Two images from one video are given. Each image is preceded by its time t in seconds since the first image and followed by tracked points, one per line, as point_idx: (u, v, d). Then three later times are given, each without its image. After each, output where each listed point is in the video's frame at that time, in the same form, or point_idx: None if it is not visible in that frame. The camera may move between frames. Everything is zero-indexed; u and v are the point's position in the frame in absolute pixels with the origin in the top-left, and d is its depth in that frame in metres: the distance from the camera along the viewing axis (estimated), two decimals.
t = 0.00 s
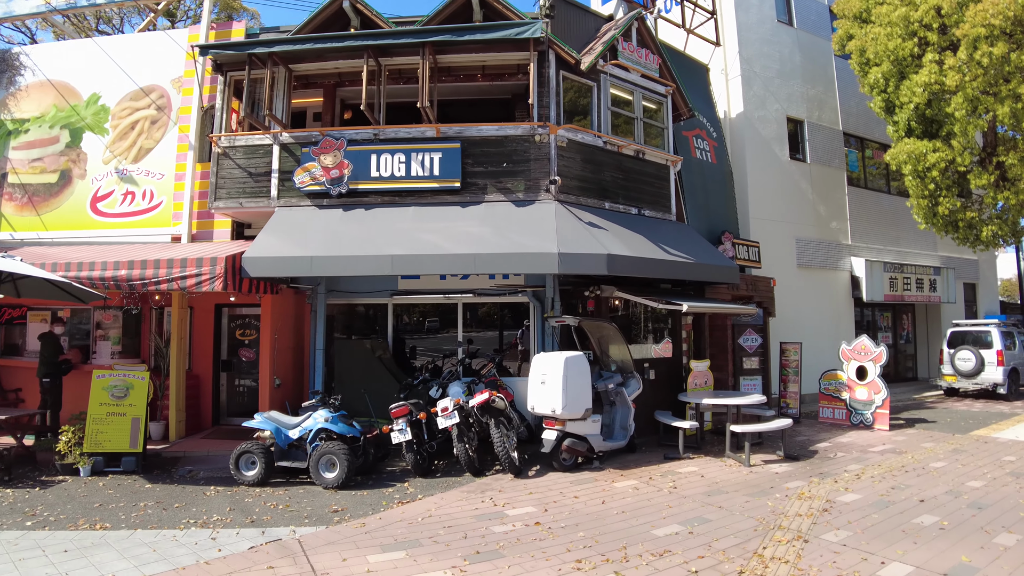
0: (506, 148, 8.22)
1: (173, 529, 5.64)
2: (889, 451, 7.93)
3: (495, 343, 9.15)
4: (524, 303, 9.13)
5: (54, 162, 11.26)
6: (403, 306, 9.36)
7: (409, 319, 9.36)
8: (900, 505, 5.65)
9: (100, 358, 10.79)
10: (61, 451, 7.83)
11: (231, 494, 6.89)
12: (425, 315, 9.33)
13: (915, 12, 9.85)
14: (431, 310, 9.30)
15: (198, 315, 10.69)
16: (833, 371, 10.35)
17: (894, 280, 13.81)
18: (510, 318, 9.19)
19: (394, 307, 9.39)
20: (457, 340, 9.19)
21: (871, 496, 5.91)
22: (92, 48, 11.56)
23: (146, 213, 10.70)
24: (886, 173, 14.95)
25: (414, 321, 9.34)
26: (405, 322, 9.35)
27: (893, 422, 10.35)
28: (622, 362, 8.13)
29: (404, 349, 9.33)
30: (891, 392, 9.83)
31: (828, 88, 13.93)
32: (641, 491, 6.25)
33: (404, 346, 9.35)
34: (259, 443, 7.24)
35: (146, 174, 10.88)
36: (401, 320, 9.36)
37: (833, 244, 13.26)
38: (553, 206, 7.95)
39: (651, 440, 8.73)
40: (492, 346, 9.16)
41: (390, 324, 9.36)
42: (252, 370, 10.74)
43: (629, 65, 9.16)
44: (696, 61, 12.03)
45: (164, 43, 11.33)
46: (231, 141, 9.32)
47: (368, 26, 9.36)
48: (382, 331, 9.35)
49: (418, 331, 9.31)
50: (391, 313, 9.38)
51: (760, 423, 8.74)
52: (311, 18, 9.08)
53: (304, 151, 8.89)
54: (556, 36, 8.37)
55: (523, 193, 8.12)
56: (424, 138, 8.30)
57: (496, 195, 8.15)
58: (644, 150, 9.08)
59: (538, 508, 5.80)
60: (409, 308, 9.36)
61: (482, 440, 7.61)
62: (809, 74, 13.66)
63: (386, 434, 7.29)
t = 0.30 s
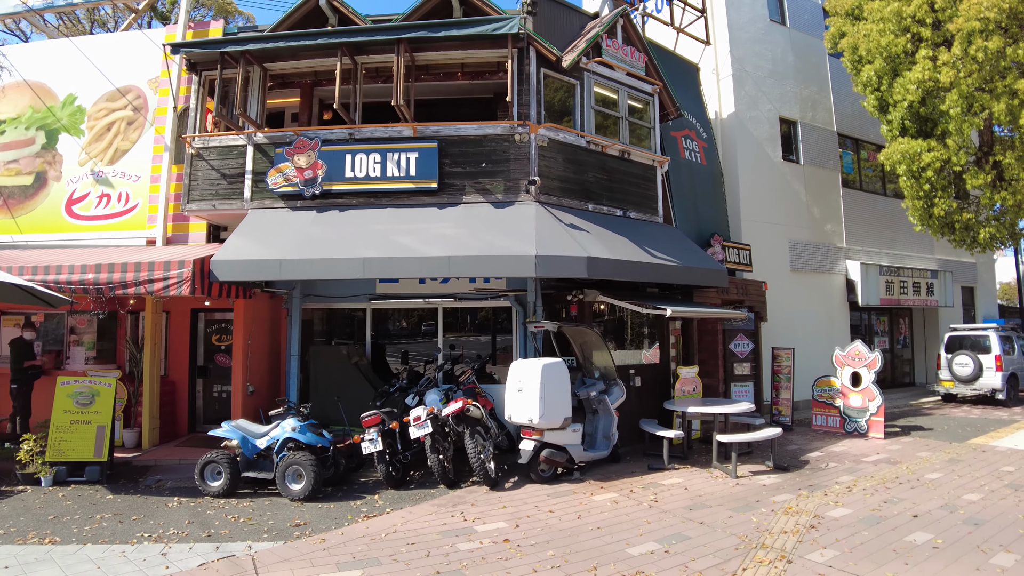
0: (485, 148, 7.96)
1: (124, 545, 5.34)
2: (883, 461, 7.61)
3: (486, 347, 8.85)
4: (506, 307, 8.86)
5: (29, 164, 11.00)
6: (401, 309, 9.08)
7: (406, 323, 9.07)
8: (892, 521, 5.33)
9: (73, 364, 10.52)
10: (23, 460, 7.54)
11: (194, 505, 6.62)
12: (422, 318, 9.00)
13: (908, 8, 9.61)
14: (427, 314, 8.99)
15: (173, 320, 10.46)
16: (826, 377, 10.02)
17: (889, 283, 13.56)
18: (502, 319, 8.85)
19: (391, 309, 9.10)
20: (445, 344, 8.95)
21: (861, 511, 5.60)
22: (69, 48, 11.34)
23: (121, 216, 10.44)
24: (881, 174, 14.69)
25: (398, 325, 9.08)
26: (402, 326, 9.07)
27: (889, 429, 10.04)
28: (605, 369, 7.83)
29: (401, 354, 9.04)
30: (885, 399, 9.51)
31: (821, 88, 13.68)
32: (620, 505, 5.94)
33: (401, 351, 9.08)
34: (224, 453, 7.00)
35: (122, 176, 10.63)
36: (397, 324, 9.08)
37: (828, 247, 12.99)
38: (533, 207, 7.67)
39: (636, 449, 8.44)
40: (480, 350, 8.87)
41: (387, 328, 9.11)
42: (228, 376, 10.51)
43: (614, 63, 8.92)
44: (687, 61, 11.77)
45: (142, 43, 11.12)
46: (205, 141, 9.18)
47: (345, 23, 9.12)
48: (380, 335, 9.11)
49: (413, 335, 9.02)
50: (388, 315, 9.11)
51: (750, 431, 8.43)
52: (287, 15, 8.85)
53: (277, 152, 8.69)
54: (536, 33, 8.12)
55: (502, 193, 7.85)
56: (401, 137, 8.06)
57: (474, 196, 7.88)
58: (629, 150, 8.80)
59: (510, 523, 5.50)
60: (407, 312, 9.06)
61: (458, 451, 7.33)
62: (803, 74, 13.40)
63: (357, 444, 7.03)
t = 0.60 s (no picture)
0: (468, 137, 7.65)
1: (75, 553, 5.03)
2: (883, 464, 7.29)
3: (480, 344, 8.60)
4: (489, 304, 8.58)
5: (5, 157, 10.70)
6: (399, 307, 8.77)
7: (404, 321, 8.74)
8: (892, 529, 5.01)
9: (49, 362, 10.22)
10: None
11: (159, 509, 6.34)
12: (419, 317, 8.69)
13: None
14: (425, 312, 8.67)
15: (152, 317, 10.21)
16: (826, 377, 9.69)
17: (890, 281, 13.24)
18: (479, 320, 8.61)
19: (388, 306, 8.81)
20: (432, 341, 8.65)
21: (860, 518, 5.27)
22: (44, 37, 10.99)
23: (98, 209, 10.13)
24: (881, 169, 14.37)
25: (385, 322, 8.80)
26: (400, 323, 8.75)
27: (889, 430, 9.71)
28: (593, 368, 7.46)
29: (395, 353, 8.73)
30: (886, 399, 9.18)
31: (820, 81, 13.36)
32: (604, 510, 5.63)
33: (395, 349, 8.78)
34: (192, 453, 6.73)
35: (99, 169, 10.32)
36: (395, 322, 8.77)
37: (827, 243, 12.67)
38: (518, 198, 7.35)
39: (626, 451, 8.12)
40: (469, 347, 8.62)
41: (383, 326, 8.82)
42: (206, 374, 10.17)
43: (603, 51, 8.57)
44: (682, 52, 11.45)
45: (121, 33, 10.81)
46: (181, 132, 8.93)
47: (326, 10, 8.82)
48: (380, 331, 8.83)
49: (409, 333, 8.70)
50: (387, 312, 8.81)
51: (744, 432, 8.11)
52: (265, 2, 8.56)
53: (254, 142, 8.43)
54: (522, 18, 7.81)
55: (486, 184, 7.53)
56: (381, 126, 7.80)
57: (457, 187, 7.57)
58: (620, 141, 8.50)
59: (486, 530, 5.19)
60: (405, 309, 8.75)
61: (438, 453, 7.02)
62: (801, 66, 13.09)
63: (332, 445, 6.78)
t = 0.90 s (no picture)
0: (453, 128, 7.34)
1: (26, 565, 4.74)
2: (886, 471, 6.97)
3: (465, 347, 8.21)
4: (479, 303, 8.24)
5: None
6: (398, 303, 8.43)
7: (404, 318, 8.41)
8: (896, 544, 4.70)
9: (25, 360, 9.88)
10: None
11: (124, 515, 6.08)
12: (420, 314, 8.37)
13: None
14: (425, 309, 8.35)
15: (131, 314, 9.93)
16: (825, 378, 9.34)
17: (893, 280, 12.92)
18: (464, 318, 8.28)
19: (389, 303, 8.47)
20: (418, 339, 8.33)
21: (862, 531, 4.95)
22: (22, 25, 10.67)
23: (76, 204, 9.82)
24: (884, 165, 14.03)
25: (373, 321, 8.52)
26: (399, 321, 8.42)
27: (891, 434, 9.39)
28: (583, 369, 7.16)
29: (383, 352, 8.43)
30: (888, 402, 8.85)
31: (821, 75, 13.02)
32: (590, 521, 5.32)
33: (383, 348, 8.47)
34: (162, 457, 6.46)
35: (77, 162, 10.00)
36: (395, 319, 8.43)
37: (828, 241, 12.35)
38: (505, 192, 7.03)
39: (618, 455, 7.80)
40: (450, 350, 8.23)
41: (383, 324, 8.48)
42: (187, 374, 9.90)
43: (596, 40, 8.25)
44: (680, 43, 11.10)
45: (100, 22, 10.50)
46: (158, 123, 8.65)
47: None
48: (383, 328, 8.48)
49: (409, 330, 8.35)
50: (387, 309, 8.49)
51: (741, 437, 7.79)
52: None
53: (232, 133, 8.18)
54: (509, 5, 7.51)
55: (472, 177, 7.22)
56: (363, 116, 7.55)
57: (442, 180, 7.25)
58: (613, 133, 8.17)
59: (463, 542, 4.88)
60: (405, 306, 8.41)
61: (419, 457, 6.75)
62: (801, 59, 12.75)
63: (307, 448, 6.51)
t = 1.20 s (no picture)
0: (434, 117, 7.07)
1: None
2: (885, 475, 6.67)
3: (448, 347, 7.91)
4: (465, 300, 7.93)
5: None
6: (399, 301, 8.08)
7: (405, 317, 8.07)
8: (896, 554, 4.41)
9: None
10: None
11: (85, 519, 5.82)
12: (420, 313, 8.04)
13: None
14: (426, 308, 8.03)
15: (108, 311, 9.66)
16: (823, 378, 9.05)
17: (893, 278, 12.63)
18: (445, 319, 7.97)
19: (389, 301, 8.10)
20: (402, 337, 8.05)
21: (859, 540, 4.67)
22: (0, 17, 10.42)
23: (52, 198, 9.54)
24: (883, 161, 13.75)
25: (358, 319, 8.19)
26: (398, 320, 8.07)
27: (891, 436, 9.11)
28: (569, 368, 6.89)
29: (365, 350, 8.17)
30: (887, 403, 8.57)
31: (820, 68, 12.73)
32: (572, 527, 5.03)
33: (366, 346, 8.20)
34: (127, 458, 6.20)
35: (54, 155, 9.72)
36: (395, 318, 8.07)
37: (826, 237, 12.06)
38: (488, 183, 6.74)
39: (607, 458, 7.51)
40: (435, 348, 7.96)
41: (382, 322, 8.11)
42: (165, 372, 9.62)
43: (585, 27, 7.98)
44: (674, 34, 10.80)
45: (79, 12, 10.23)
46: (134, 115, 8.36)
47: None
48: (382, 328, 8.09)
49: (411, 330, 8.03)
50: (385, 308, 8.13)
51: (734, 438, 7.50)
52: None
53: (208, 124, 7.93)
54: None
55: (454, 168, 6.94)
56: (342, 106, 7.33)
57: (423, 171, 6.98)
58: (603, 124, 7.88)
59: (434, 550, 4.61)
60: (406, 304, 8.08)
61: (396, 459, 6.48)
62: (799, 52, 12.46)
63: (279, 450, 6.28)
